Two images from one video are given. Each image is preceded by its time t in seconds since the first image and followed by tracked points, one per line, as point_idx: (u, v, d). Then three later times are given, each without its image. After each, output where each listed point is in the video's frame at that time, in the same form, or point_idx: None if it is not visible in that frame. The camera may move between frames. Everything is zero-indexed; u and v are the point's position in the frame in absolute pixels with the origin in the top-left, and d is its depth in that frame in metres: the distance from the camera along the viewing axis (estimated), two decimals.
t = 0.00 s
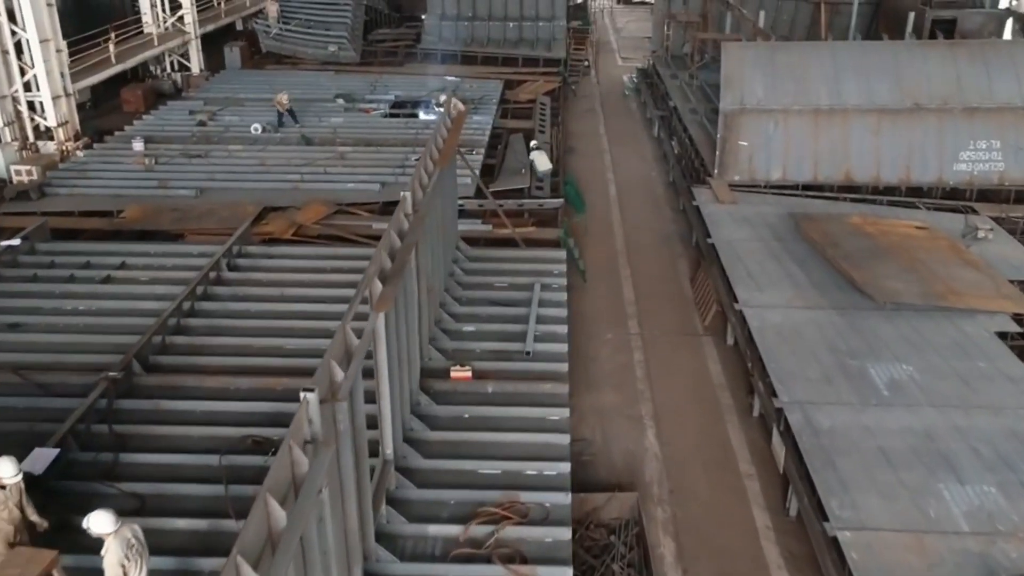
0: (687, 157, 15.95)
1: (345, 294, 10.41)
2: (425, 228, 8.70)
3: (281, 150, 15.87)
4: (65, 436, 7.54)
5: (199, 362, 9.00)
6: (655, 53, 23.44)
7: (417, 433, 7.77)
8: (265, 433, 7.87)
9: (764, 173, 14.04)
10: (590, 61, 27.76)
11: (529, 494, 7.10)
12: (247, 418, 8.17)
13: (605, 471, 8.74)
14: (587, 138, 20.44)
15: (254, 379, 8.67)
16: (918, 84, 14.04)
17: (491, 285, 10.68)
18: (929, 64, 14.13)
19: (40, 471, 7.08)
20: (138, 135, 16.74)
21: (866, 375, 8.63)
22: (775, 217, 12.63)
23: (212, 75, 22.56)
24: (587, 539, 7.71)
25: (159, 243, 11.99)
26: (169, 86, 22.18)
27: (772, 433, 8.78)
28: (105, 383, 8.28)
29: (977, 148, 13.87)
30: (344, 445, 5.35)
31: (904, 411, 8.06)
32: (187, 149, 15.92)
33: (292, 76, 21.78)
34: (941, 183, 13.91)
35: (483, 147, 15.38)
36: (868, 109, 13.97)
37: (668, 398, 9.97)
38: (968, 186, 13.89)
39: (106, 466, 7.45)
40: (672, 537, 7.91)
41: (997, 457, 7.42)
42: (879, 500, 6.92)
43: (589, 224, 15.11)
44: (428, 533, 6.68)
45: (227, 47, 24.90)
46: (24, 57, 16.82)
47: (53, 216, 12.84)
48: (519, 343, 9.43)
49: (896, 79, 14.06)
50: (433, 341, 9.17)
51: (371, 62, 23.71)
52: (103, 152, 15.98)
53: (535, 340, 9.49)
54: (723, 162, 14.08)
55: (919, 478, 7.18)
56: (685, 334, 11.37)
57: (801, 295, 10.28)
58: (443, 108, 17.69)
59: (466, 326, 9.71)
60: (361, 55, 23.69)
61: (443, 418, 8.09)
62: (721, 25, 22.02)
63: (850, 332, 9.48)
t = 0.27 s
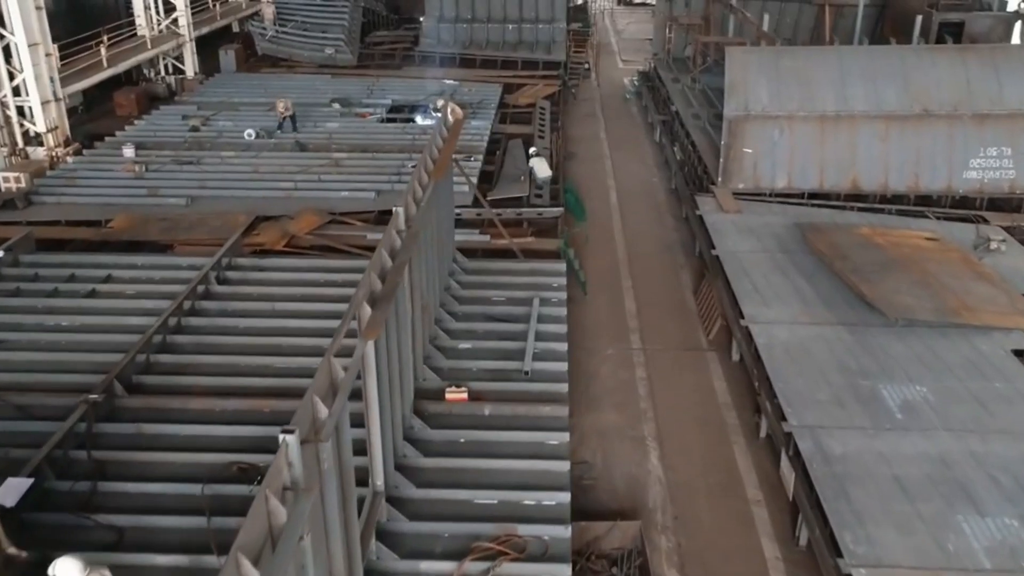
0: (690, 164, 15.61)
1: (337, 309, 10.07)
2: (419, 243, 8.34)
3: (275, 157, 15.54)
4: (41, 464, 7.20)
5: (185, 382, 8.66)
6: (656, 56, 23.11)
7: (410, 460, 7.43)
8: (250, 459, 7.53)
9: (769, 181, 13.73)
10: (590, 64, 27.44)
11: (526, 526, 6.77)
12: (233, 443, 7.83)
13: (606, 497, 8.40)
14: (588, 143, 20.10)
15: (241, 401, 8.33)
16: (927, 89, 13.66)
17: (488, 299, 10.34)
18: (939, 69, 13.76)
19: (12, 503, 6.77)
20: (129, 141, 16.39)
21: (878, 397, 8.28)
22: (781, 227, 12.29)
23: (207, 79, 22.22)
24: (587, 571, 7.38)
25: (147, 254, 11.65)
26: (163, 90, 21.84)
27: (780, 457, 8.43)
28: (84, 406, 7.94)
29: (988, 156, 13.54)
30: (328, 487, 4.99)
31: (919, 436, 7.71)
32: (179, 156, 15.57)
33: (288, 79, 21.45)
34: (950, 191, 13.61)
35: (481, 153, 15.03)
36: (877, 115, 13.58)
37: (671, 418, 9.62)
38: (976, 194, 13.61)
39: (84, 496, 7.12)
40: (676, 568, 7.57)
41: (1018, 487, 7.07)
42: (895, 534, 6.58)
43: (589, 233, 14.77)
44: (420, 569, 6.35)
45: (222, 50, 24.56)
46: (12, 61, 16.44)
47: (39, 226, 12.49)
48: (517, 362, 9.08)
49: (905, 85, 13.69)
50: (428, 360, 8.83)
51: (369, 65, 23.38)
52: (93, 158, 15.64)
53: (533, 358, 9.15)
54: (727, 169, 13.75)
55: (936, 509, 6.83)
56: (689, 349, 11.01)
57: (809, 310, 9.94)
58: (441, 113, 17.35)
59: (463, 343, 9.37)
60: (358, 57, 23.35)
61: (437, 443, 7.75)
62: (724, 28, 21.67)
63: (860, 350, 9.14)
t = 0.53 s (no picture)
0: (693, 172, 15.19)
1: (327, 328, 9.66)
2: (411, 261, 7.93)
3: (267, 164, 15.13)
4: (9, 500, 6.79)
5: (165, 408, 8.25)
6: (658, 59, 22.70)
7: (401, 495, 7.02)
8: (232, 492, 7.12)
9: (775, 191, 13.34)
10: (591, 67, 27.03)
11: (523, 568, 6.37)
12: (214, 474, 7.42)
13: (608, 529, 7.99)
14: (588, 149, 19.70)
15: (224, 428, 7.92)
16: (938, 96, 13.24)
17: (485, 317, 9.92)
18: (951, 76, 13.33)
19: None
20: (118, 148, 15.97)
21: (894, 425, 7.87)
22: (788, 239, 11.88)
23: (200, 82, 21.80)
24: None
25: (131, 268, 11.23)
26: (155, 94, 21.42)
27: (791, 488, 8.02)
28: (58, 435, 7.53)
29: (1001, 165, 13.14)
30: (307, 542, 4.58)
31: (938, 468, 7.31)
32: (169, 163, 15.16)
33: (283, 83, 21.05)
34: (961, 202, 13.22)
35: (478, 161, 14.62)
36: (887, 122, 13.16)
37: (675, 442, 9.22)
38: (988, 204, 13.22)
39: (54, 534, 6.71)
40: None
41: None
42: None
43: (589, 243, 14.37)
44: None
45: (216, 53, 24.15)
46: None
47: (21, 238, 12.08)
48: (515, 385, 8.67)
49: (915, 92, 13.26)
50: (421, 384, 8.43)
51: (365, 68, 22.96)
52: (80, 166, 15.22)
53: (532, 381, 8.74)
54: (732, 179, 13.35)
55: (959, 550, 6.42)
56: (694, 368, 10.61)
57: (819, 329, 9.53)
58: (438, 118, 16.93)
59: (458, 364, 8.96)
60: (354, 61, 22.95)
61: (429, 476, 7.35)
62: (726, 31, 21.27)
63: (874, 373, 8.73)
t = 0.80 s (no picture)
0: (696, 179, 14.82)
1: (317, 347, 9.29)
2: (402, 280, 7.55)
3: (258, 172, 14.75)
4: None
5: (145, 433, 7.87)
6: (658, 62, 22.34)
7: (391, 529, 6.64)
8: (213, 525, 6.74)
9: (780, 200, 12.96)
10: (591, 69, 26.67)
11: None
12: (195, 506, 7.04)
13: (609, 560, 7.62)
14: (588, 154, 19.33)
15: (206, 455, 7.54)
16: (948, 102, 12.88)
17: (481, 333, 9.54)
18: (960, 81, 12.96)
19: None
20: (106, 155, 15.60)
21: (909, 451, 7.50)
22: (794, 250, 11.51)
23: (193, 86, 21.43)
24: None
25: (116, 282, 10.86)
26: (147, 98, 21.05)
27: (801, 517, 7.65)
28: (31, 464, 7.16)
29: (1012, 173, 12.78)
30: None
31: (958, 497, 6.94)
32: (159, 170, 14.79)
33: (277, 87, 20.68)
34: (972, 211, 12.87)
35: (475, 168, 14.24)
36: (895, 129, 12.79)
37: (679, 466, 8.85)
38: (999, 213, 12.87)
39: (24, 572, 6.34)
40: None
41: None
42: None
43: (589, 253, 13.99)
44: None
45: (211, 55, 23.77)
46: None
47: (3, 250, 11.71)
48: (512, 407, 8.30)
49: (924, 97, 12.90)
50: (413, 408, 8.06)
51: (361, 71, 22.59)
52: (67, 173, 14.85)
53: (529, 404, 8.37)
54: (736, 187, 12.98)
55: None
56: (698, 385, 10.23)
57: (829, 346, 9.17)
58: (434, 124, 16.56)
59: (453, 385, 8.59)
60: (350, 64, 22.57)
61: (421, 507, 6.97)
62: (729, 33, 20.91)
63: (887, 394, 8.36)
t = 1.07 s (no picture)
0: (699, 187, 14.42)
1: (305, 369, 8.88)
2: (392, 301, 7.14)
3: (249, 179, 14.34)
4: None
5: (121, 463, 7.46)
6: (660, 65, 21.93)
7: (379, 571, 6.22)
8: (190, 565, 6.33)
9: (787, 210, 12.60)
10: (591, 72, 26.25)
11: None
12: (171, 543, 6.63)
13: None
14: (589, 160, 18.92)
15: (184, 487, 7.13)
16: (960, 109, 12.45)
17: (476, 353, 9.13)
18: (973, 87, 12.54)
19: None
20: (94, 162, 15.19)
21: (929, 483, 7.09)
22: (803, 263, 11.11)
23: (186, 90, 21.02)
24: None
25: (97, 298, 10.45)
26: (138, 103, 20.63)
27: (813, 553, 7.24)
28: None
29: None
30: None
31: (982, 535, 6.52)
32: (147, 179, 14.38)
33: (271, 91, 20.27)
34: (985, 221, 12.45)
35: (472, 176, 13.84)
36: (906, 136, 12.37)
37: (683, 494, 8.44)
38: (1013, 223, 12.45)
39: None
40: None
41: None
42: None
43: (590, 264, 13.59)
44: None
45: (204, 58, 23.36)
46: None
47: None
48: (508, 434, 7.89)
49: (936, 104, 12.48)
50: (404, 435, 7.66)
51: (357, 75, 22.17)
52: (53, 181, 14.44)
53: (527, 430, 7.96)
54: (741, 197, 12.61)
55: None
56: (702, 407, 9.82)
57: (841, 368, 8.75)
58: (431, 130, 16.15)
59: (446, 409, 8.18)
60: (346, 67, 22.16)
61: (411, 545, 6.56)
62: (732, 36, 20.49)
63: (903, 420, 7.95)
